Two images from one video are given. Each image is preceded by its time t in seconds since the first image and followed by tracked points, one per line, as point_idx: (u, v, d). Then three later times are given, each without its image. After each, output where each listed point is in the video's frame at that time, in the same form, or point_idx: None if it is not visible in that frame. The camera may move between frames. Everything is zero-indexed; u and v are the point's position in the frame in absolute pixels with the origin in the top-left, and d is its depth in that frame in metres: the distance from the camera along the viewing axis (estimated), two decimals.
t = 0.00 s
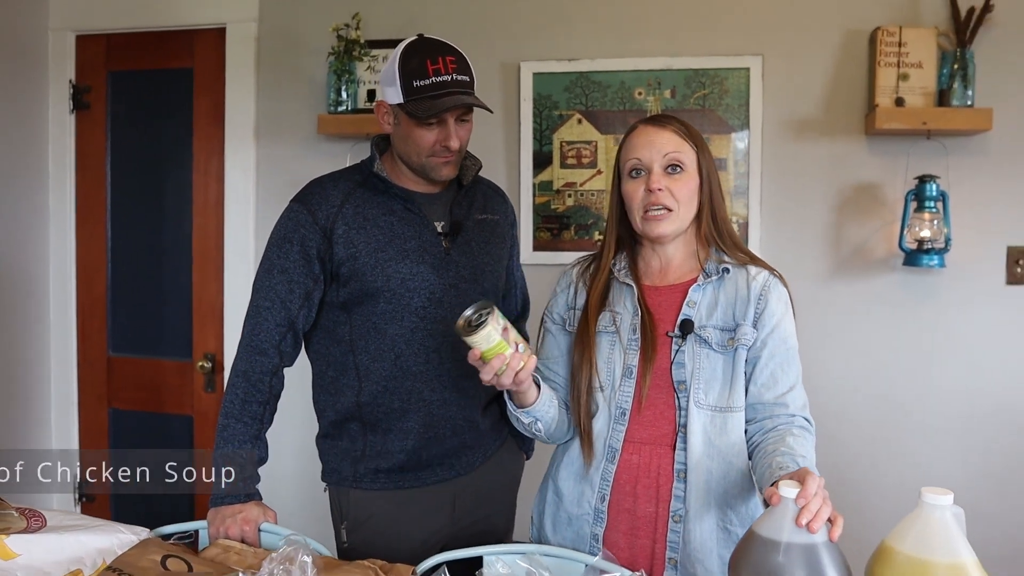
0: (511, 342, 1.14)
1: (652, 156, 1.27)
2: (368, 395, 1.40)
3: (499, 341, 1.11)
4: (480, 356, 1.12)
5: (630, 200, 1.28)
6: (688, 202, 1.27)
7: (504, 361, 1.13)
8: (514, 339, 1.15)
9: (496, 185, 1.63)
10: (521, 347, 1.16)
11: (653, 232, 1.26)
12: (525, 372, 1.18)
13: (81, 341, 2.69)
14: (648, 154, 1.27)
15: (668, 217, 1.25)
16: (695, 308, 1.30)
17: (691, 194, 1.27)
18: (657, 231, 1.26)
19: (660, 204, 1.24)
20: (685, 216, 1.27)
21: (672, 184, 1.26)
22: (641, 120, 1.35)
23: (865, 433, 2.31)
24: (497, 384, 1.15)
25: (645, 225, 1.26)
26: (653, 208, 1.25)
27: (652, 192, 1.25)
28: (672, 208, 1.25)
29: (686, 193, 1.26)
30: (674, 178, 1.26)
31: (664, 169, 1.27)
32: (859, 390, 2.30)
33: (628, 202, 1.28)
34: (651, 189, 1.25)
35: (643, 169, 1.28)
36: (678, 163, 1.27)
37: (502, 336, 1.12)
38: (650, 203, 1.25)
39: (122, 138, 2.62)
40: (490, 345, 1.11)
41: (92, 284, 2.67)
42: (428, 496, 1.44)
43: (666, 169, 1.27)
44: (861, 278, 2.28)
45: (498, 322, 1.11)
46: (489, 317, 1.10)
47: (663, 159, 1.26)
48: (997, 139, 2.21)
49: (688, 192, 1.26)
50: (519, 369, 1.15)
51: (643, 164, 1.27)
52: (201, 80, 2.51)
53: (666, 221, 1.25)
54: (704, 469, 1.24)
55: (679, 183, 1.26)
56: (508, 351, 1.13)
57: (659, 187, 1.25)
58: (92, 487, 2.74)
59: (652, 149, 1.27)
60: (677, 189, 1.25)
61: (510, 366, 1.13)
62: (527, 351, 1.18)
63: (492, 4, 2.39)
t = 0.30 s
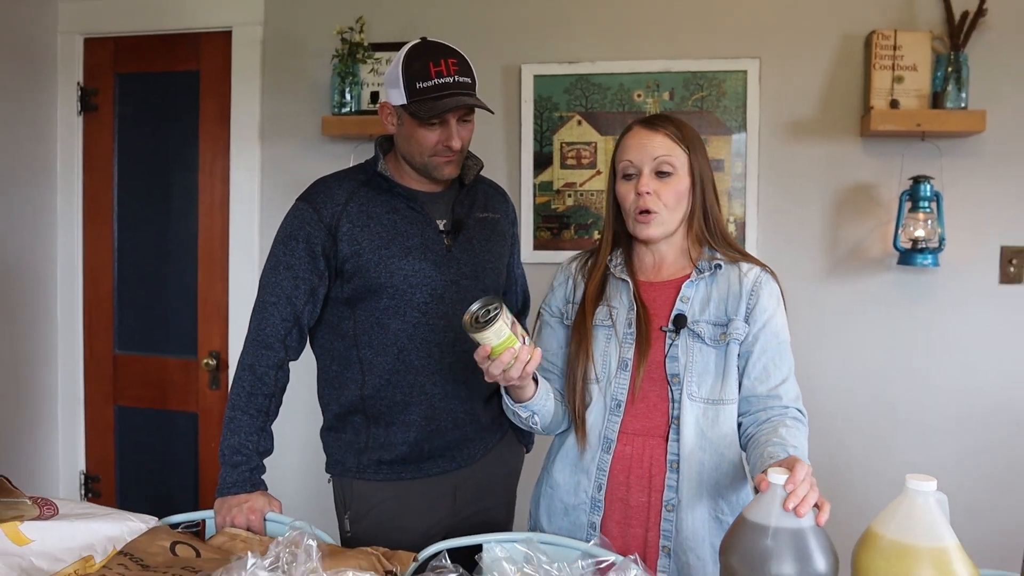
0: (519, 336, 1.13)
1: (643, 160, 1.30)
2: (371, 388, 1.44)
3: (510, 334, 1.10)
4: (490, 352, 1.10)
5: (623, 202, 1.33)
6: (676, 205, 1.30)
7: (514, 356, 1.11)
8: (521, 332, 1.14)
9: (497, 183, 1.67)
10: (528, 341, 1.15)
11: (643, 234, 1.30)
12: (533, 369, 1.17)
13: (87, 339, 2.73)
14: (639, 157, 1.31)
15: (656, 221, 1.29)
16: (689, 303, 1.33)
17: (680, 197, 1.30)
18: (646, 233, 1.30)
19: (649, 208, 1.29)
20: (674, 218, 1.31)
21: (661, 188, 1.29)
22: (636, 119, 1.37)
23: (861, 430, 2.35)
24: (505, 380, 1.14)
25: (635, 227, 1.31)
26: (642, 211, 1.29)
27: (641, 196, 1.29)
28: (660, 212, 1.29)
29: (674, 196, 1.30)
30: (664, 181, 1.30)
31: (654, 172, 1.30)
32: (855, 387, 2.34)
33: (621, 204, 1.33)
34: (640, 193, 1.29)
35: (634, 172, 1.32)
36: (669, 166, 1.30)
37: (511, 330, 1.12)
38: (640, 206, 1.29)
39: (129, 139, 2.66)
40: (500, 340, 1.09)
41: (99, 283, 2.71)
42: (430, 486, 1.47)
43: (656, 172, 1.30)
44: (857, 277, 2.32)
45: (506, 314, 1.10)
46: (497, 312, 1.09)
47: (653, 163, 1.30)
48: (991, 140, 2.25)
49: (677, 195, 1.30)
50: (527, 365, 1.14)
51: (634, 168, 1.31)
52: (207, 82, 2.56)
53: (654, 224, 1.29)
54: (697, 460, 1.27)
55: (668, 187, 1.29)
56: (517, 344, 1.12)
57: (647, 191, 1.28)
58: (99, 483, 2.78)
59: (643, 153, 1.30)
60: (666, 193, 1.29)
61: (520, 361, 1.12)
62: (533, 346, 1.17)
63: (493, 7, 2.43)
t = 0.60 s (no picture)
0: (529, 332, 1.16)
1: (624, 159, 1.36)
2: (378, 375, 1.49)
3: (523, 328, 1.13)
4: (502, 345, 1.13)
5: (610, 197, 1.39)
6: (655, 204, 1.35)
7: (525, 348, 1.14)
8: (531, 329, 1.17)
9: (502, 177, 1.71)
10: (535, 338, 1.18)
11: (625, 230, 1.36)
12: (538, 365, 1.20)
13: (97, 329, 2.79)
14: (621, 157, 1.36)
15: (635, 217, 1.35)
16: (684, 294, 1.38)
17: (661, 196, 1.35)
18: (628, 230, 1.36)
19: (627, 206, 1.34)
20: (655, 214, 1.35)
21: (640, 186, 1.34)
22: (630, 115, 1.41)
23: (856, 419, 2.40)
24: (514, 373, 1.17)
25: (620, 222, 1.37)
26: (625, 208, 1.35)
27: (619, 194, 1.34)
28: (639, 209, 1.34)
29: (654, 195, 1.34)
30: (644, 180, 1.34)
31: (635, 171, 1.35)
32: (849, 377, 2.39)
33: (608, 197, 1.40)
34: (618, 192, 1.35)
35: (618, 169, 1.37)
36: (647, 164, 1.34)
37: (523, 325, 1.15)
38: (620, 204, 1.35)
39: (138, 133, 2.71)
40: (513, 333, 1.12)
41: (108, 274, 2.76)
42: (434, 471, 1.53)
43: (638, 171, 1.35)
44: (852, 269, 2.36)
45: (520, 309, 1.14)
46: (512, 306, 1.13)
47: (632, 162, 1.35)
48: (984, 134, 2.29)
49: (656, 192, 1.34)
50: (535, 358, 1.17)
51: (617, 166, 1.37)
52: (214, 77, 2.60)
53: (633, 221, 1.35)
54: (691, 445, 1.32)
55: (646, 186, 1.34)
56: (529, 338, 1.15)
57: (625, 189, 1.34)
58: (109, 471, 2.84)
59: (626, 152, 1.35)
60: (644, 191, 1.34)
61: (530, 353, 1.15)
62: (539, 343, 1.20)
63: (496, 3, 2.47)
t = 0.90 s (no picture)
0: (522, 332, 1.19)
1: (621, 153, 1.40)
2: (384, 363, 1.54)
3: (516, 332, 1.16)
4: (496, 349, 1.17)
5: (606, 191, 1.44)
6: (652, 196, 1.39)
7: (519, 350, 1.18)
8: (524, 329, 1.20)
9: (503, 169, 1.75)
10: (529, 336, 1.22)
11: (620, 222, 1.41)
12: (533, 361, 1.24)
13: (105, 322, 2.84)
14: (617, 151, 1.40)
15: (631, 210, 1.39)
16: (677, 283, 1.43)
17: (655, 189, 1.39)
18: (624, 221, 1.40)
19: (624, 198, 1.39)
20: (650, 207, 1.39)
21: (637, 179, 1.38)
22: (625, 110, 1.45)
23: (852, 406, 2.44)
24: (509, 372, 1.21)
25: (615, 214, 1.41)
26: (621, 200, 1.40)
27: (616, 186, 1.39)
28: (635, 202, 1.39)
29: (650, 188, 1.38)
30: (640, 173, 1.38)
31: (631, 165, 1.39)
32: (845, 365, 2.43)
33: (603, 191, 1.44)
34: (615, 185, 1.39)
35: (614, 163, 1.41)
36: (643, 159, 1.38)
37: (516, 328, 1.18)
38: (616, 196, 1.40)
39: (144, 128, 2.75)
40: (508, 336, 1.16)
41: (116, 267, 2.81)
42: (438, 457, 1.57)
43: (633, 164, 1.39)
44: (847, 259, 2.40)
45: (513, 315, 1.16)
46: (504, 312, 1.15)
47: (629, 156, 1.39)
48: (977, 126, 2.32)
49: (651, 185, 1.38)
50: (530, 357, 1.21)
51: (613, 160, 1.41)
52: (219, 73, 2.64)
53: (629, 213, 1.39)
54: (685, 429, 1.37)
55: (643, 179, 1.38)
56: (522, 340, 1.18)
57: (622, 183, 1.38)
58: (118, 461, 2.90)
59: (622, 146, 1.39)
60: (640, 184, 1.38)
61: (524, 354, 1.19)
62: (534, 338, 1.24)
63: None
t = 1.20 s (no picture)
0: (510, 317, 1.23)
1: (610, 150, 1.43)
2: (378, 358, 1.57)
3: (504, 316, 1.20)
4: (485, 333, 1.20)
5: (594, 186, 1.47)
6: (641, 192, 1.43)
7: (508, 334, 1.22)
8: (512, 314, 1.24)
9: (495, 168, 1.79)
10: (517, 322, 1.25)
11: (609, 217, 1.44)
12: (521, 346, 1.27)
13: (105, 320, 2.87)
14: (607, 148, 1.44)
15: (621, 204, 1.42)
16: (659, 278, 1.47)
17: (644, 185, 1.43)
18: (613, 215, 1.43)
19: (614, 193, 1.42)
20: (638, 202, 1.43)
21: (626, 175, 1.42)
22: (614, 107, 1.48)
23: (840, 400, 2.48)
24: (497, 356, 1.25)
25: (604, 209, 1.44)
26: (610, 195, 1.43)
27: (607, 181, 1.42)
28: (624, 197, 1.42)
29: (639, 185, 1.42)
30: (629, 169, 1.42)
31: (620, 162, 1.43)
32: (834, 360, 2.47)
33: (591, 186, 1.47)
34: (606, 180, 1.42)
35: (603, 161, 1.45)
36: (632, 155, 1.42)
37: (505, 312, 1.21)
38: (606, 191, 1.43)
39: (142, 129, 2.78)
40: (496, 321, 1.19)
41: (114, 266, 2.84)
42: (431, 449, 1.61)
43: (622, 161, 1.43)
44: (836, 255, 2.44)
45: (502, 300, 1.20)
46: (493, 296, 1.18)
47: (619, 153, 1.42)
48: (964, 123, 2.36)
49: (641, 181, 1.42)
50: (518, 341, 1.25)
51: (602, 158, 1.44)
52: (216, 74, 2.67)
53: (618, 208, 1.42)
54: (668, 420, 1.41)
55: (632, 175, 1.42)
56: (510, 325, 1.22)
57: (613, 178, 1.41)
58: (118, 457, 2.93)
59: (611, 144, 1.43)
60: (630, 180, 1.42)
61: (513, 338, 1.22)
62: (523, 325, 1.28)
63: None
